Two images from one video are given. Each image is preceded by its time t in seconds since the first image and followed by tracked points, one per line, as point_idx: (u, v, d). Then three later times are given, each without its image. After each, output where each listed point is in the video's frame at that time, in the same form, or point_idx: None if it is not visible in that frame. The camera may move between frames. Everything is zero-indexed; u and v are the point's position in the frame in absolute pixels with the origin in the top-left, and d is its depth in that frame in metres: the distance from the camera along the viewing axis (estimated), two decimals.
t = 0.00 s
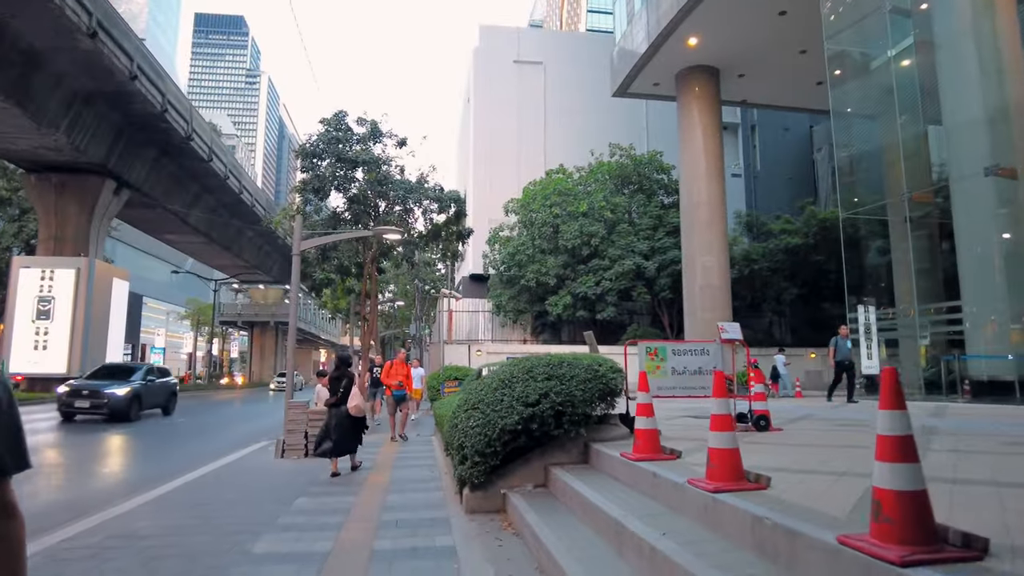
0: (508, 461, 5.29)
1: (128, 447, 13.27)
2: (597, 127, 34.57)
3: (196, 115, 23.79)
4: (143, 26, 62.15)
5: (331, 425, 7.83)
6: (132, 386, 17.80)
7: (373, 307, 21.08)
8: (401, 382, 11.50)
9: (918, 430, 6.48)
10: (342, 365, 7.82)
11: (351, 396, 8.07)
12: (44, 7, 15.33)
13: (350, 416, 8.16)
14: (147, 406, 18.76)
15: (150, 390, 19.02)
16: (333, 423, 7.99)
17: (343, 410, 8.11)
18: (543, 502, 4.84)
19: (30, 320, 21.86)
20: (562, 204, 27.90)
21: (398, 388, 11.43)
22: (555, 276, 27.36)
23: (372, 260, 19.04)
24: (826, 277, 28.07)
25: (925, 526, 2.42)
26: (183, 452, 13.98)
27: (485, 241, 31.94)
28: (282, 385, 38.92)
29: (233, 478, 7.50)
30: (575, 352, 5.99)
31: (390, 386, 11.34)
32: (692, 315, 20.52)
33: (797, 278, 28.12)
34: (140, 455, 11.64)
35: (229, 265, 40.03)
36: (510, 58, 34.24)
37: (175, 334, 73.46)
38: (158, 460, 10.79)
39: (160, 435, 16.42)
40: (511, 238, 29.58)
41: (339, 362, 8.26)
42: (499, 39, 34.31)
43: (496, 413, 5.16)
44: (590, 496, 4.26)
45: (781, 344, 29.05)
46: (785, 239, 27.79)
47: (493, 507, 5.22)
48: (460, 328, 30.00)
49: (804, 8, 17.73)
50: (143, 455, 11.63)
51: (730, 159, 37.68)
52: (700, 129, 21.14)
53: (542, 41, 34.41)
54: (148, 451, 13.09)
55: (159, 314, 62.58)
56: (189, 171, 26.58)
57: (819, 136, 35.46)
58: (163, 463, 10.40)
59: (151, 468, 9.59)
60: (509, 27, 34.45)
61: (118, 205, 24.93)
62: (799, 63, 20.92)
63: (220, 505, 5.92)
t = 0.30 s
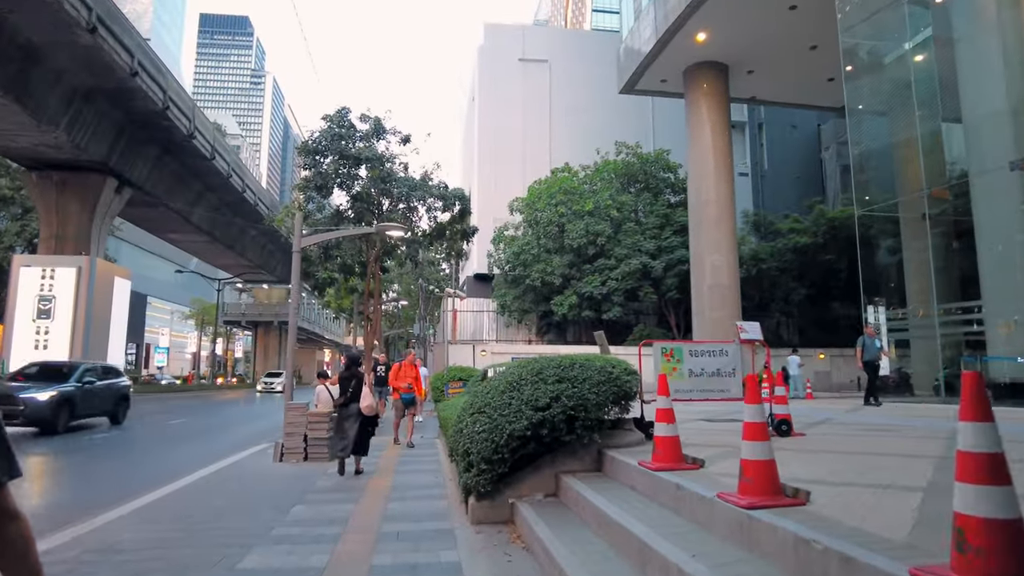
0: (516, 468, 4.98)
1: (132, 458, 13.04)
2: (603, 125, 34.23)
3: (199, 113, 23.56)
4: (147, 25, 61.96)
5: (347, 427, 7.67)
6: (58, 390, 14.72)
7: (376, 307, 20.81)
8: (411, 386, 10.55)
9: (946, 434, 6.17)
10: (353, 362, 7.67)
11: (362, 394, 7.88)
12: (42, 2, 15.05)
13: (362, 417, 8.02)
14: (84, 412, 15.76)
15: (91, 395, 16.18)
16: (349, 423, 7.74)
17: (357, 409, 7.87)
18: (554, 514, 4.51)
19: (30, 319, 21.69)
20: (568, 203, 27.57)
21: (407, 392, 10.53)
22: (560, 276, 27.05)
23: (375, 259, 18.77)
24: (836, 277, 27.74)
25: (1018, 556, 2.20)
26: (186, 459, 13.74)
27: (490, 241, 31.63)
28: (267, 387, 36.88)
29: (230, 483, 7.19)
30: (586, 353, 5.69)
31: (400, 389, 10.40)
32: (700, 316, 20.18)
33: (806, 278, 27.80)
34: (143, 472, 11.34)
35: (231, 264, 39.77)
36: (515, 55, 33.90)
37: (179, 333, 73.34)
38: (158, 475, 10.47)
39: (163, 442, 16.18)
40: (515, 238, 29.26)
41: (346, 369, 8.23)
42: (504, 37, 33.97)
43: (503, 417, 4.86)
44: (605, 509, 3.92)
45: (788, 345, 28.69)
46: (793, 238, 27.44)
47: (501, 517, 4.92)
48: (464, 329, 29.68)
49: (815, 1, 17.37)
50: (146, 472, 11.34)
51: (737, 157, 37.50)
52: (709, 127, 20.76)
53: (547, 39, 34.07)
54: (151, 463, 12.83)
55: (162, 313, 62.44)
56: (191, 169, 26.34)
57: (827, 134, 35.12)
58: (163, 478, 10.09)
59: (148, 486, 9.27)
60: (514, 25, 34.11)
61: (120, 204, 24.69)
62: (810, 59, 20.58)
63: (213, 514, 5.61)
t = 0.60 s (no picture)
0: (524, 479, 4.56)
1: (126, 471, 12.64)
2: (611, 122, 33.77)
3: (201, 110, 23.27)
4: (153, 26, 62.01)
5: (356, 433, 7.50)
6: None
7: (380, 306, 20.43)
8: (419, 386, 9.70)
9: (987, 438, 5.73)
10: (353, 364, 7.35)
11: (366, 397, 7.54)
12: None
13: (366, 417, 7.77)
14: None
15: None
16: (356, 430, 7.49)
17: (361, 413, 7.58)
18: (565, 530, 4.09)
19: (31, 319, 21.41)
20: (575, 200, 27.11)
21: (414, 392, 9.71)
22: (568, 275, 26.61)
23: (379, 256, 18.39)
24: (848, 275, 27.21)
25: None
26: (184, 464, 13.41)
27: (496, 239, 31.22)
28: (255, 385, 33.92)
29: (221, 491, 6.75)
30: (598, 351, 5.28)
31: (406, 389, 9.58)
32: (712, 315, 19.68)
33: (818, 277, 27.29)
34: (136, 485, 10.96)
35: (237, 264, 39.53)
36: (521, 52, 33.44)
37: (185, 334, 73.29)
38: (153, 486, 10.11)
39: (161, 448, 15.84)
40: (522, 236, 28.81)
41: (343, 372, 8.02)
42: (510, 33, 33.52)
43: (509, 421, 4.45)
44: (622, 528, 3.48)
45: (800, 344, 28.16)
46: (805, 236, 26.90)
47: (507, 532, 4.50)
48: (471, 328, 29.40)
49: None
50: (138, 486, 10.97)
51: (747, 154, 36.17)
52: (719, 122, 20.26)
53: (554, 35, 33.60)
54: (145, 473, 12.46)
55: (169, 314, 62.40)
56: (194, 167, 26.06)
57: (838, 130, 34.56)
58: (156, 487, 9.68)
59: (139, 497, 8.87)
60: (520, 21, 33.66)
61: (121, 202, 24.40)
62: (823, 52, 20.08)
63: (196, 527, 5.17)
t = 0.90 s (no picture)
0: (541, 485, 4.22)
1: (135, 471, 12.49)
2: (624, 118, 33.35)
3: (211, 109, 23.16)
4: (165, 28, 62.37)
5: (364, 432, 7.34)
6: None
7: (391, 305, 20.17)
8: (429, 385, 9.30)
9: None
10: (362, 362, 7.10)
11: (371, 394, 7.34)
12: None
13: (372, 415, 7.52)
14: None
15: None
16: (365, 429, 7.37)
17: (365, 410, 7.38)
18: (587, 542, 3.76)
19: (42, 319, 21.36)
20: (588, 197, 26.70)
21: (424, 391, 9.29)
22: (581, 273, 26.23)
23: (389, 254, 18.06)
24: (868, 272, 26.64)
25: None
26: (192, 464, 13.22)
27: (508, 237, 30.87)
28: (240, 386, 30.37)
29: (222, 494, 6.45)
30: (620, 348, 4.94)
31: (416, 388, 9.17)
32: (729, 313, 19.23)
33: (836, 274, 26.72)
34: (143, 485, 10.75)
35: (248, 264, 39.47)
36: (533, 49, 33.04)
37: (199, 334, 73.57)
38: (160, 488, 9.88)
39: (170, 447, 15.70)
40: (534, 234, 28.44)
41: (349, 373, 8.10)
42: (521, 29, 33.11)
43: (524, 421, 4.13)
44: (652, 541, 3.13)
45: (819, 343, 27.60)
46: (823, 232, 26.32)
47: (523, 542, 4.16)
48: (483, 328, 29.15)
49: None
50: (145, 486, 10.77)
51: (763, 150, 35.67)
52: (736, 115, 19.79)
53: (565, 30, 33.19)
54: (154, 473, 12.29)
55: (182, 315, 62.69)
56: (205, 166, 25.98)
57: (856, 125, 33.92)
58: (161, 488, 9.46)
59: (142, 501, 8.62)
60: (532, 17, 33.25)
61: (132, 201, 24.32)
62: (843, 43, 19.53)
63: (191, 534, 4.86)
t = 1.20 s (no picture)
0: (562, 498, 3.90)
1: (144, 474, 12.28)
2: (637, 115, 32.92)
3: (221, 107, 23.03)
4: (178, 30, 62.77)
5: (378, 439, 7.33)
6: None
7: (402, 305, 19.88)
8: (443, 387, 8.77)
9: None
10: (374, 365, 7.12)
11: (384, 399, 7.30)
12: None
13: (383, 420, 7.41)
14: None
15: None
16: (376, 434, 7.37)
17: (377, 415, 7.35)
18: (614, 562, 3.42)
19: (53, 319, 21.29)
20: (602, 195, 26.30)
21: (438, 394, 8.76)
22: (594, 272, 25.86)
23: (400, 253, 17.75)
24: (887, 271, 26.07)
25: None
26: (201, 467, 13.01)
27: (520, 236, 30.52)
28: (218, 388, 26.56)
29: (224, 503, 6.16)
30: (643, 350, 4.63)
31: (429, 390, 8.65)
32: (747, 313, 18.78)
33: (855, 273, 26.16)
34: (150, 487, 10.53)
35: (260, 264, 39.42)
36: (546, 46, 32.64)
37: (211, 334, 73.80)
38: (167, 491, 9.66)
39: (180, 449, 15.52)
40: (547, 233, 28.04)
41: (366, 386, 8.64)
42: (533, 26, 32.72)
43: (544, 429, 3.83)
44: (686, 562, 2.80)
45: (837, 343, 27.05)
46: (842, 230, 25.76)
47: (542, 561, 3.83)
48: (495, 328, 28.82)
49: None
50: (152, 489, 10.54)
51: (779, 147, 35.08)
52: (754, 110, 19.36)
53: (577, 26, 32.80)
54: (161, 476, 12.08)
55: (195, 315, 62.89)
56: (216, 166, 25.89)
57: (873, 121, 33.29)
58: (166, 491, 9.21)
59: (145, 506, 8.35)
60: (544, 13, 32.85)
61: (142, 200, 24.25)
62: (865, 35, 19.00)
63: (187, 549, 4.56)
